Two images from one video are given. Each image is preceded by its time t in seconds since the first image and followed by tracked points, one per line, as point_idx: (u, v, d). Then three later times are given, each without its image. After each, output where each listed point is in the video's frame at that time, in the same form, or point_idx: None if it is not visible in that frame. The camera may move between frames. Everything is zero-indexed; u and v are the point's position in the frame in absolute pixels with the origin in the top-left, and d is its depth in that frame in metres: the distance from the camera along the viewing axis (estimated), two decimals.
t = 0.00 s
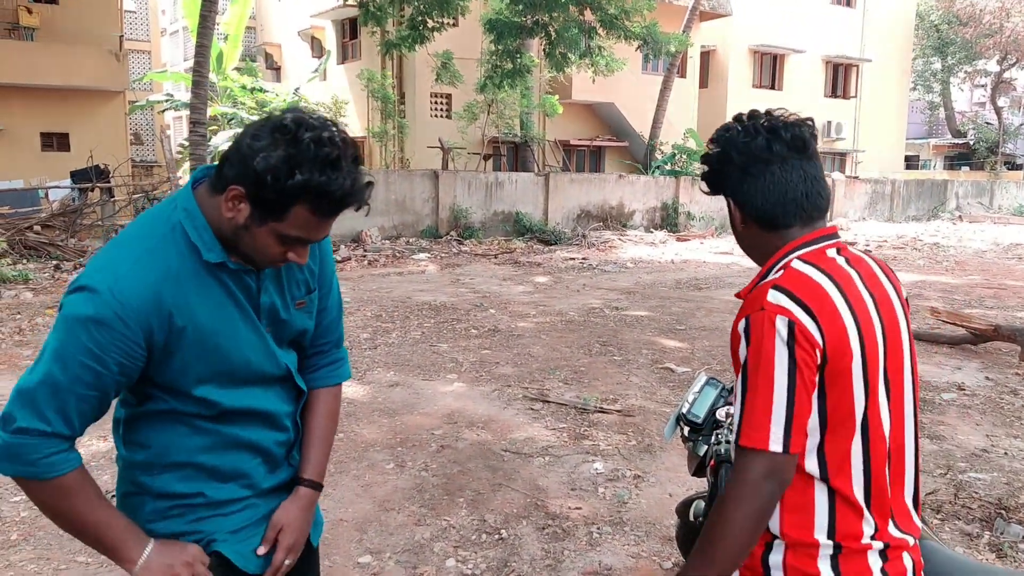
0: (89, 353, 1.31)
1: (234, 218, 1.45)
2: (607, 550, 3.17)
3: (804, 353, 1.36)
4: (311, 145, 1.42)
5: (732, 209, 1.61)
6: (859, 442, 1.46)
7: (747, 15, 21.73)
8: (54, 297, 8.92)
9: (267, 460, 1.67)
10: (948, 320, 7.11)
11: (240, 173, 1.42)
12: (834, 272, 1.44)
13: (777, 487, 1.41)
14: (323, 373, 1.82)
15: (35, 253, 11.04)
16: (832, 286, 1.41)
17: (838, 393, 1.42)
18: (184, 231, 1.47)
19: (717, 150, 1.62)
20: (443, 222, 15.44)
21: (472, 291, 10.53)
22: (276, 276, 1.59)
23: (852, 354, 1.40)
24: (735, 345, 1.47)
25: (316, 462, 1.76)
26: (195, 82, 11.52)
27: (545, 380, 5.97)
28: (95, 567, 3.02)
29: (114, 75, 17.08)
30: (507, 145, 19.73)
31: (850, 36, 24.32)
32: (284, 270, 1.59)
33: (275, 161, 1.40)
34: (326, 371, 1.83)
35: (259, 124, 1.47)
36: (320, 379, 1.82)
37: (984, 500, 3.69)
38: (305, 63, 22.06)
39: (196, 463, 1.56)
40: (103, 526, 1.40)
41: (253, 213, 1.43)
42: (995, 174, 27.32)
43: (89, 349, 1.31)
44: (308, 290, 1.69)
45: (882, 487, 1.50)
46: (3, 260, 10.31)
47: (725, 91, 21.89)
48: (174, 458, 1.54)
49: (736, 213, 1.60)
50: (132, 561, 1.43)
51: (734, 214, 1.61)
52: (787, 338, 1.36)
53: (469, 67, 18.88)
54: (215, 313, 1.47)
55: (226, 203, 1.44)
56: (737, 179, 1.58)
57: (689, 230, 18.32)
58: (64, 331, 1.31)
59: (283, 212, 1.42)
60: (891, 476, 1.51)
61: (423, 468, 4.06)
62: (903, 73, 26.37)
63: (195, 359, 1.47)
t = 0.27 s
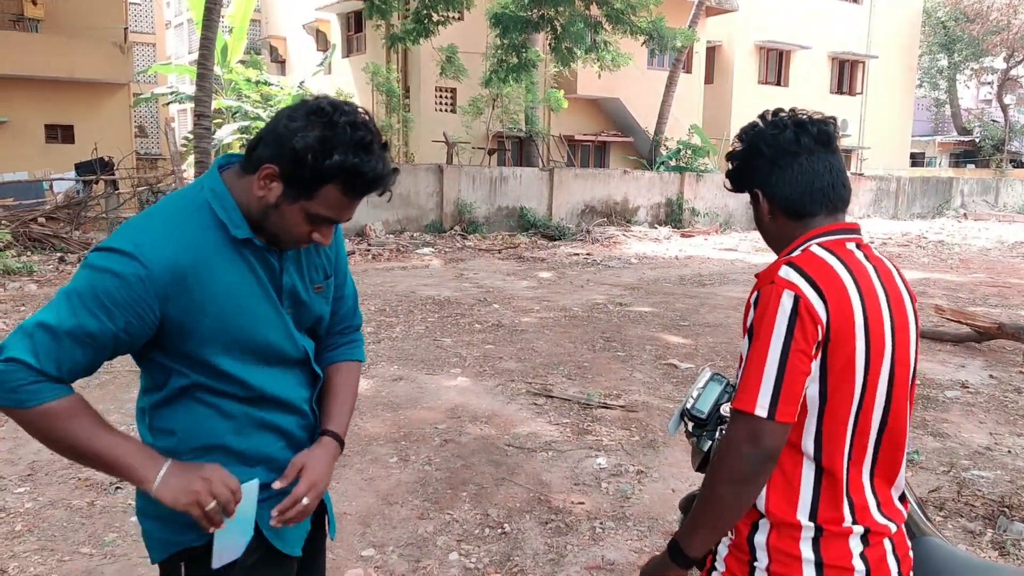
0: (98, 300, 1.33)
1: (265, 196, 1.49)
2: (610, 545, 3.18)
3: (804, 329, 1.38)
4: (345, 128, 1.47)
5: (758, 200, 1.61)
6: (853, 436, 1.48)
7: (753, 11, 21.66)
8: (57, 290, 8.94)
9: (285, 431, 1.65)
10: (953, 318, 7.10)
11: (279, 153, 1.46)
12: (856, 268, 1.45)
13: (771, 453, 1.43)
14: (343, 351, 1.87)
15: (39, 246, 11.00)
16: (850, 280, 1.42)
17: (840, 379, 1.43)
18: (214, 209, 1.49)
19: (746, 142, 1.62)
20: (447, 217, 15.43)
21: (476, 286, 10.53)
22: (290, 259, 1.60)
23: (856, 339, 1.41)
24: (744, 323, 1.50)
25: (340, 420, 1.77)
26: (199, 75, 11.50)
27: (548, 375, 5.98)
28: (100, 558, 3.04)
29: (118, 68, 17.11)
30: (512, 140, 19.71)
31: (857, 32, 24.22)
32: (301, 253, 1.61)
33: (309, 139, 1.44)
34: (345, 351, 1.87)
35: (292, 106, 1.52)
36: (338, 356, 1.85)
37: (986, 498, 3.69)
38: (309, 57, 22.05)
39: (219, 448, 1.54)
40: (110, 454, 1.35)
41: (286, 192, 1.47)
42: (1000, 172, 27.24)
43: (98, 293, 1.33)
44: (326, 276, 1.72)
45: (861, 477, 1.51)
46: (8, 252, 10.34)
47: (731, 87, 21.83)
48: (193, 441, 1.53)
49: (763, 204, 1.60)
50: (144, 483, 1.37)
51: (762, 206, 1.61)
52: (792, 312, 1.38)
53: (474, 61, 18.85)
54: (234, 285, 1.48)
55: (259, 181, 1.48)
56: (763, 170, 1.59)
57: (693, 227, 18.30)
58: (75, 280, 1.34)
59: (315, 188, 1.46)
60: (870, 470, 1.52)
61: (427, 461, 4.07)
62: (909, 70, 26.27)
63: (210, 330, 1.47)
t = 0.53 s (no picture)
0: (153, 280, 1.32)
1: (271, 159, 1.48)
2: (609, 540, 3.19)
3: (774, 319, 1.40)
4: (338, 83, 1.48)
5: (733, 205, 1.63)
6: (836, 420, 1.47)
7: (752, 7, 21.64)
8: (54, 286, 8.94)
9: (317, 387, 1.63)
10: (949, 314, 7.13)
11: (281, 115, 1.46)
12: (835, 269, 1.47)
13: (746, 434, 1.47)
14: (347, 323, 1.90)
15: (34, 241, 11.05)
16: (827, 279, 1.44)
17: (819, 363, 1.44)
18: (222, 186, 1.50)
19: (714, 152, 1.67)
20: (445, 213, 15.43)
21: (474, 281, 10.54)
22: (292, 229, 1.60)
23: (833, 332, 1.43)
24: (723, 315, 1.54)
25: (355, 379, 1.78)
26: (196, 69, 11.47)
27: (547, 371, 5.99)
28: (97, 555, 3.05)
29: (115, 62, 17.08)
30: (510, 136, 19.70)
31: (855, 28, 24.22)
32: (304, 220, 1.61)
33: (308, 96, 1.45)
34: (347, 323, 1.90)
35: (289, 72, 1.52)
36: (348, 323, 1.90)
37: (983, 492, 3.71)
38: (307, 52, 22.00)
39: (241, 436, 1.50)
40: (219, 387, 1.31)
41: (290, 150, 1.46)
42: (997, 168, 27.31)
43: (152, 273, 1.32)
44: (328, 256, 1.74)
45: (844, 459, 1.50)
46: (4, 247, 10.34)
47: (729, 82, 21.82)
48: (211, 429, 1.48)
49: (738, 206, 1.63)
50: (278, 379, 1.34)
51: (737, 209, 1.63)
52: (758, 303, 1.42)
53: (472, 57, 18.83)
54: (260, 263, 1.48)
55: (262, 143, 1.48)
56: (733, 174, 1.63)
57: (692, 223, 18.31)
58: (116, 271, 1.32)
59: (315, 140, 1.45)
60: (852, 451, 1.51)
61: (425, 457, 4.07)
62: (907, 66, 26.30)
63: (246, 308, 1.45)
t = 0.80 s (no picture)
0: (215, 267, 1.35)
1: (300, 143, 1.48)
2: (612, 536, 3.19)
3: (659, 328, 1.55)
4: (351, 59, 1.50)
5: (680, 226, 1.79)
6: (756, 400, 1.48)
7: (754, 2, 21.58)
8: (57, 283, 8.95)
9: (339, 367, 1.62)
10: (952, 309, 7.11)
11: (305, 97, 1.46)
12: (730, 267, 1.52)
13: (671, 422, 1.62)
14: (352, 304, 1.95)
15: (38, 238, 11.09)
16: (717, 281, 1.50)
17: (717, 353, 1.50)
18: (247, 174, 1.50)
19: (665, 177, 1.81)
20: (447, 209, 15.42)
21: (476, 278, 10.54)
22: (309, 212, 1.63)
23: (725, 325, 1.49)
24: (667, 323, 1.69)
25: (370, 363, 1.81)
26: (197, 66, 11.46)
27: (549, 367, 5.99)
28: (102, 551, 3.05)
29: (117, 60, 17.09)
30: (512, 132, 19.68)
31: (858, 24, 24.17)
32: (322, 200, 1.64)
33: (328, 74, 1.47)
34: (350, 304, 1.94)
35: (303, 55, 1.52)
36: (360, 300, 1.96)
37: (986, 489, 3.70)
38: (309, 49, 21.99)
39: (261, 427, 1.50)
40: (302, 356, 1.41)
41: (319, 129, 1.47)
42: (999, 163, 27.24)
43: (213, 262, 1.35)
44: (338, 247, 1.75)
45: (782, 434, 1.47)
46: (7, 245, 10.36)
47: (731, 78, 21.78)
48: (228, 419, 1.48)
49: (683, 227, 1.79)
50: (347, 337, 1.46)
51: (684, 231, 1.79)
52: (652, 308, 1.57)
53: (474, 53, 18.79)
54: (291, 249, 1.49)
55: (288, 126, 1.48)
56: (674, 200, 1.79)
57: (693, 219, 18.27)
58: (171, 266, 1.35)
59: (343, 118, 1.47)
60: (798, 421, 1.48)
61: (428, 453, 4.08)
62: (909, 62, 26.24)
63: (283, 292, 1.46)
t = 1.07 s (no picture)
0: (245, 253, 1.35)
1: (322, 144, 1.49)
2: (615, 535, 3.18)
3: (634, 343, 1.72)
4: (373, 66, 1.52)
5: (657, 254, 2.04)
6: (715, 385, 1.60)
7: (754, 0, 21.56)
8: (57, 284, 8.94)
9: (346, 365, 1.62)
10: (953, 306, 7.11)
11: (330, 101, 1.48)
12: (681, 272, 1.68)
13: (654, 425, 1.74)
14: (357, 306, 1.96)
15: (38, 239, 11.10)
16: (675, 297, 1.66)
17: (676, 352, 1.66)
18: (268, 171, 1.49)
19: (648, 206, 2.04)
20: (447, 209, 15.41)
21: (477, 277, 10.52)
22: (325, 213, 1.64)
23: (682, 329, 1.64)
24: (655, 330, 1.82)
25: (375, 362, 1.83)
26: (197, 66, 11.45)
27: (551, 366, 5.98)
28: (104, 552, 3.05)
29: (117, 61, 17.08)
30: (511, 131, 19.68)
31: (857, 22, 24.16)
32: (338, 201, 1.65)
33: (352, 79, 1.48)
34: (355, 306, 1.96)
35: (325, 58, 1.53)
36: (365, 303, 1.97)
37: (989, 485, 3.70)
38: (308, 49, 21.98)
39: (271, 419, 1.48)
40: (323, 344, 1.43)
41: (343, 131, 1.49)
42: (999, 160, 27.22)
43: (243, 249, 1.35)
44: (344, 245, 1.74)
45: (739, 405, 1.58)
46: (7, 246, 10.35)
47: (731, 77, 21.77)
48: (236, 413, 1.47)
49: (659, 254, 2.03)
50: (358, 329, 1.48)
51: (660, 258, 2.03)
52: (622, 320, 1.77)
53: (474, 52, 18.77)
54: (308, 245, 1.49)
55: (312, 127, 1.48)
56: (650, 231, 2.04)
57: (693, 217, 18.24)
58: (200, 255, 1.34)
59: (364, 121, 1.49)
60: (749, 391, 1.59)
61: (430, 453, 4.07)
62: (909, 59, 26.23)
63: (300, 283, 1.46)
